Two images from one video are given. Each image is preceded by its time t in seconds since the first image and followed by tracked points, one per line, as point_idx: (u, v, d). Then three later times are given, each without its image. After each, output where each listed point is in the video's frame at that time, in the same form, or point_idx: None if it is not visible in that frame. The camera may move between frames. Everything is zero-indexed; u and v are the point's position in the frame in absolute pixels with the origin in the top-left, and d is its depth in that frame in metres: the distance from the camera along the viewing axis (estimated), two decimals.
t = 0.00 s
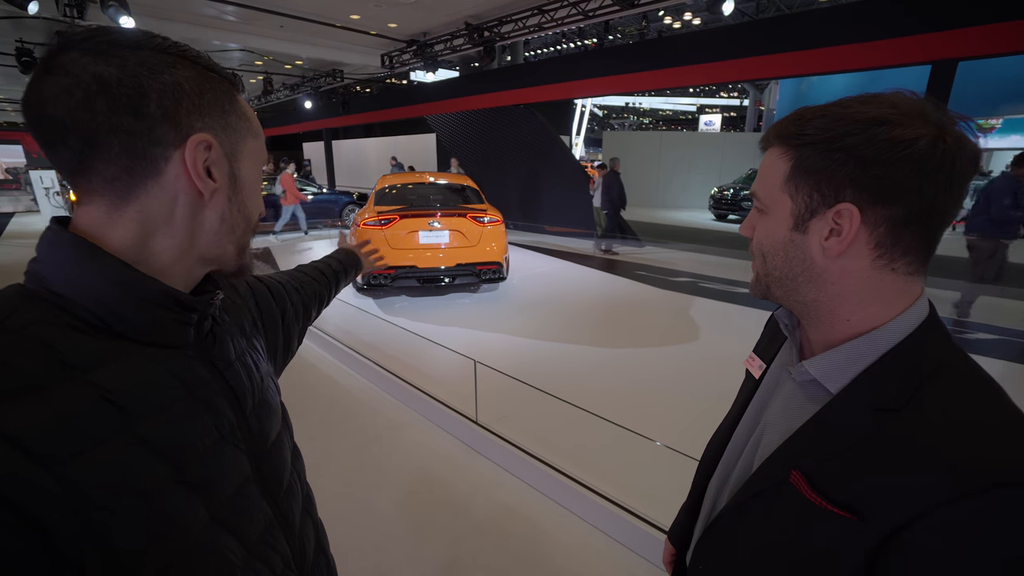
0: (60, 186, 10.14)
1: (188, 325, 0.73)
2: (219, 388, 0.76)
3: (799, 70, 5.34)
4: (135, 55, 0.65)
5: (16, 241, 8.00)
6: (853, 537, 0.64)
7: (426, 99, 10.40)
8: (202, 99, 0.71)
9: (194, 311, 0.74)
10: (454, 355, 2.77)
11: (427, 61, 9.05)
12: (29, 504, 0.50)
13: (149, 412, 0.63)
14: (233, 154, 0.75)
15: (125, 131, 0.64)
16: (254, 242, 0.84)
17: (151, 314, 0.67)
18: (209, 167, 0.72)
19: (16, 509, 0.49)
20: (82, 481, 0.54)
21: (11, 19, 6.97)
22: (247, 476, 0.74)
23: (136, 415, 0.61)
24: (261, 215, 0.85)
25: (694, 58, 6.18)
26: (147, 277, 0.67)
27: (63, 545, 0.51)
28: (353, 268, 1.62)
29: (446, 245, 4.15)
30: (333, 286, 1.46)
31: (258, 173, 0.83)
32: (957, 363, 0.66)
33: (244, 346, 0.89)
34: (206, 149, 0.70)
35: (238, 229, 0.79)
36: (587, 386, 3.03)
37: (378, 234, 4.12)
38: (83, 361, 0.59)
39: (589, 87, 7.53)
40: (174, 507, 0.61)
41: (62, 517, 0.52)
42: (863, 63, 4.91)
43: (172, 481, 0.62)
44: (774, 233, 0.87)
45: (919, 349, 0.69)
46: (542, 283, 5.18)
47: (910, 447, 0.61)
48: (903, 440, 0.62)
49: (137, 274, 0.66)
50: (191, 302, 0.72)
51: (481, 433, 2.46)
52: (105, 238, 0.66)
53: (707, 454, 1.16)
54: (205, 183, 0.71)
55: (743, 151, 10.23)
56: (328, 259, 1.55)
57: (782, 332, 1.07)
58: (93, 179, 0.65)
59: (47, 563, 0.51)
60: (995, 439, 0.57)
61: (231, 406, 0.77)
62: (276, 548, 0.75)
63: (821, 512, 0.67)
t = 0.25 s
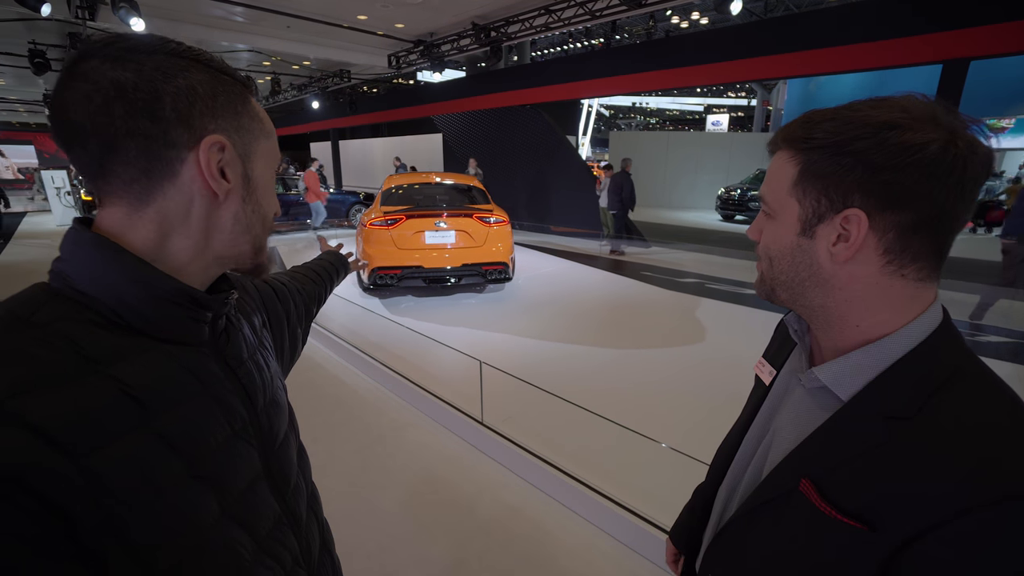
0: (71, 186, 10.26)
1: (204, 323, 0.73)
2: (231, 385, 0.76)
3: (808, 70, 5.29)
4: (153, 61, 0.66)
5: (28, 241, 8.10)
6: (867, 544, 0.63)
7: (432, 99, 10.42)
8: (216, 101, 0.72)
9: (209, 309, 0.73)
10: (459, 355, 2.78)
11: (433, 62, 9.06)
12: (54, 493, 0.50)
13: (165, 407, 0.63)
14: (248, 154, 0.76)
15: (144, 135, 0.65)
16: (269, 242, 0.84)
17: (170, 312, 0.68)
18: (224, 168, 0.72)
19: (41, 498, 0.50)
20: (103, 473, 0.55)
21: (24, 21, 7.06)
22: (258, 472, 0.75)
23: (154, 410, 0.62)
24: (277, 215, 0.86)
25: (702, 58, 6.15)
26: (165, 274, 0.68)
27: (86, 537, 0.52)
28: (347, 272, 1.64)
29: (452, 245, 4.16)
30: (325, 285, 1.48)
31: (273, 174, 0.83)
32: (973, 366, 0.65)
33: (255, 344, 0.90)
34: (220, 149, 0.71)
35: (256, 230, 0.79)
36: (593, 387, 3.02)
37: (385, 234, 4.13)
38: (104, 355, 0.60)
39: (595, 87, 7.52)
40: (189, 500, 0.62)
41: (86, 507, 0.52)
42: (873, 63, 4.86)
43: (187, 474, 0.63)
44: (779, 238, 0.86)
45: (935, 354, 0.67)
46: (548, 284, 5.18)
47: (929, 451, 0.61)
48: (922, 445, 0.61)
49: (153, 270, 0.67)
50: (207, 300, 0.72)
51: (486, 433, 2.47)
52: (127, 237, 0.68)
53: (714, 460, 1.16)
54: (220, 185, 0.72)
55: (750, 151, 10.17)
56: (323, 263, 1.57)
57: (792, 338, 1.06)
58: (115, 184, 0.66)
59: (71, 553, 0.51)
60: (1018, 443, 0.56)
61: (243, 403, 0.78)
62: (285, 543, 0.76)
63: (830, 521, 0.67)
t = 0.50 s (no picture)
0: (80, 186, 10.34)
1: (212, 329, 0.73)
2: (240, 391, 0.76)
3: (815, 70, 5.25)
4: (147, 66, 0.66)
5: (38, 240, 8.17)
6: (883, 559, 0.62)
7: (438, 99, 10.43)
8: (214, 105, 0.71)
9: (217, 315, 0.73)
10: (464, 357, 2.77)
11: (439, 62, 9.06)
12: (66, 497, 0.49)
13: (175, 412, 0.63)
14: (249, 158, 0.75)
15: (147, 144, 0.65)
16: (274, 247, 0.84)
17: (178, 317, 0.68)
18: (222, 171, 0.71)
19: (49, 504, 0.49)
20: (113, 479, 0.54)
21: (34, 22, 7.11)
22: (265, 479, 0.74)
23: (164, 416, 0.61)
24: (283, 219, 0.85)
25: (709, 58, 6.11)
26: (174, 280, 0.68)
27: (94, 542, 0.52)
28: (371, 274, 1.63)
29: (457, 246, 4.15)
30: (348, 286, 1.48)
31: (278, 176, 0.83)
32: (993, 389, 0.63)
33: (264, 349, 0.90)
34: (219, 154, 0.70)
35: (257, 236, 0.78)
36: (598, 389, 3.01)
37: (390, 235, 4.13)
38: (114, 361, 0.60)
39: (601, 88, 7.49)
40: (198, 506, 0.61)
41: (94, 513, 0.52)
42: (881, 63, 4.82)
43: (195, 481, 0.62)
44: (794, 245, 0.86)
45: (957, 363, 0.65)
46: (552, 284, 5.17)
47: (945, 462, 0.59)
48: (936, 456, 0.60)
49: (163, 276, 0.67)
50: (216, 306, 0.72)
51: (491, 435, 2.46)
52: (132, 240, 0.68)
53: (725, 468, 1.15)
54: (220, 191, 0.71)
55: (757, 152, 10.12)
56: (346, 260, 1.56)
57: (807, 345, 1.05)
58: (119, 190, 0.66)
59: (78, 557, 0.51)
60: None
61: (252, 408, 0.77)
62: (292, 550, 0.75)
63: (844, 537, 0.66)
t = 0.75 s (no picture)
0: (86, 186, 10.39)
1: (224, 328, 0.73)
2: (251, 389, 0.76)
3: (820, 70, 5.23)
4: (117, 60, 0.67)
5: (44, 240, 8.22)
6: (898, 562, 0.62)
7: (441, 99, 10.44)
8: (156, 86, 0.67)
9: (230, 314, 0.74)
10: (467, 356, 2.77)
11: (443, 62, 9.06)
12: (85, 492, 0.50)
13: (187, 409, 0.63)
14: (191, 141, 0.69)
15: (106, 138, 0.67)
16: (263, 244, 0.77)
17: (189, 315, 0.68)
18: (158, 158, 0.68)
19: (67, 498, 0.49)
20: (128, 475, 0.54)
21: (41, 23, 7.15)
22: (275, 477, 0.74)
23: (175, 412, 0.61)
24: (273, 213, 0.77)
25: (712, 59, 6.09)
26: (186, 279, 0.68)
27: (111, 534, 0.51)
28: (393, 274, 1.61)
29: (460, 245, 4.15)
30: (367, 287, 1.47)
31: (258, 165, 0.74)
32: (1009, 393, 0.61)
33: (275, 346, 0.90)
34: (146, 140, 0.66)
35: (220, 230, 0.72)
36: (601, 389, 3.00)
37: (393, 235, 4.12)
38: (128, 358, 0.60)
39: (605, 88, 7.48)
40: (208, 503, 0.61)
41: (111, 508, 0.52)
42: (888, 63, 4.78)
43: (206, 478, 0.62)
44: (805, 246, 0.85)
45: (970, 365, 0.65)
46: (555, 284, 5.17)
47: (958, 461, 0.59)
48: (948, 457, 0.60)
49: (172, 273, 0.67)
50: (229, 305, 0.72)
51: (494, 435, 2.45)
52: (128, 233, 0.70)
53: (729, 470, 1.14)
54: (156, 175, 0.67)
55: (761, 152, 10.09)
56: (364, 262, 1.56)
57: (816, 346, 1.04)
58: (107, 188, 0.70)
59: (93, 551, 0.51)
60: None
61: (262, 407, 0.77)
62: (301, 549, 0.75)
63: (852, 539, 0.66)
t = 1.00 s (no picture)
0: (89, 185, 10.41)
1: (232, 326, 0.72)
2: (257, 387, 0.75)
3: (822, 70, 5.22)
4: (124, 61, 0.67)
5: (47, 239, 8.23)
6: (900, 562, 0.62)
7: (443, 99, 10.43)
8: (159, 86, 0.67)
9: (238, 313, 0.73)
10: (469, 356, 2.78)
11: (445, 62, 9.06)
12: (94, 486, 0.50)
13: (193, 404, 0.63)
14: (193, 141, 0.69)
15: (114, 137, 0.68)
16: (270, 240, 0.76)
17: (195, 313, 0.67)
18: (162, 158, 0.67)
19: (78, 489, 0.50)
20: (135, 468, 0.54)
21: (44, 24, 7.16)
22: (279, 475, 0.73)
23: (181, 408, 0.61)
24: (277, 210, 0.76)
25: (714, 59, 6.09)
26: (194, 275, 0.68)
27: (121, 526, 0.52)
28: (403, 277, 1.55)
29: (462, 245, 4.15)
30: (380, 289, 1.43)
31: (259, 164, 0.74)
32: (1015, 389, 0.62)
33: (283, 354, 0.88)
34: (151, 139, 0.66)
35: (221, 227, 0.72)
36: (602, 389, 3.00)
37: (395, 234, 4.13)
38: (136, 353, 0.60)
39: (607, 88, 7.47)
40: (212, 500, 0.60)
41: (120, 502, 0.52)
42: (890, 63, 4.78)
43: (211, 473, 0.61)
44: (813, 242, 0.84)
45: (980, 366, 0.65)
46: (556, 284, 5.16)
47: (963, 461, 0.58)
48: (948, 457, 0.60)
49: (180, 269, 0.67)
50: (237, 304, 0.72)
51: (495, 435, 2.45)
52: (138, 231, 0.71)
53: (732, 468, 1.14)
54: (159, 175, 0.67)
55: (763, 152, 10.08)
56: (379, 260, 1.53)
57: (819, 345, 1.04)
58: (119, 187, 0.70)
59: (100, 541, 0.52)
60: None
61: (267, 405, 0.76)
62: (303, 548, 0.74)
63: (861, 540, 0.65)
